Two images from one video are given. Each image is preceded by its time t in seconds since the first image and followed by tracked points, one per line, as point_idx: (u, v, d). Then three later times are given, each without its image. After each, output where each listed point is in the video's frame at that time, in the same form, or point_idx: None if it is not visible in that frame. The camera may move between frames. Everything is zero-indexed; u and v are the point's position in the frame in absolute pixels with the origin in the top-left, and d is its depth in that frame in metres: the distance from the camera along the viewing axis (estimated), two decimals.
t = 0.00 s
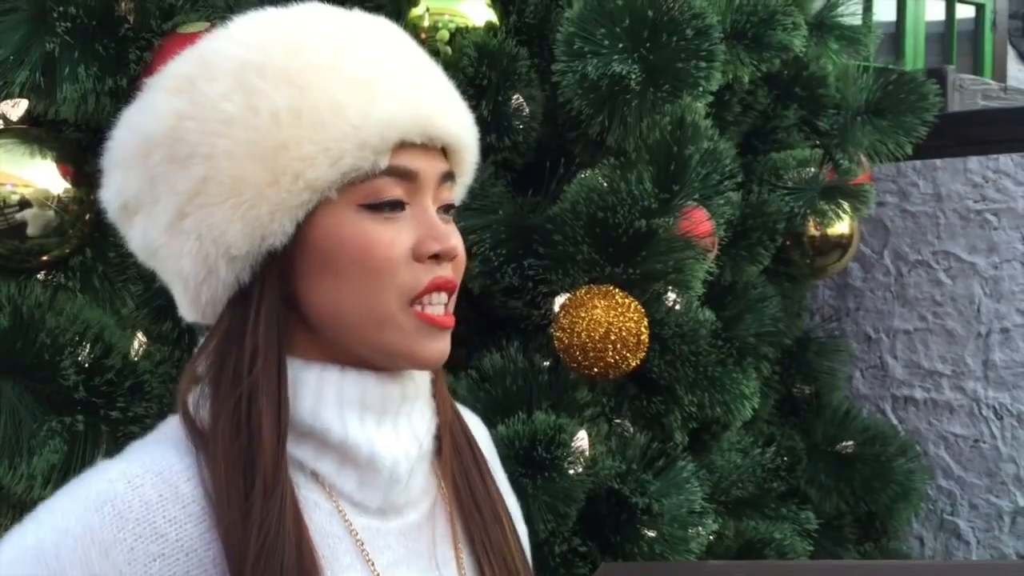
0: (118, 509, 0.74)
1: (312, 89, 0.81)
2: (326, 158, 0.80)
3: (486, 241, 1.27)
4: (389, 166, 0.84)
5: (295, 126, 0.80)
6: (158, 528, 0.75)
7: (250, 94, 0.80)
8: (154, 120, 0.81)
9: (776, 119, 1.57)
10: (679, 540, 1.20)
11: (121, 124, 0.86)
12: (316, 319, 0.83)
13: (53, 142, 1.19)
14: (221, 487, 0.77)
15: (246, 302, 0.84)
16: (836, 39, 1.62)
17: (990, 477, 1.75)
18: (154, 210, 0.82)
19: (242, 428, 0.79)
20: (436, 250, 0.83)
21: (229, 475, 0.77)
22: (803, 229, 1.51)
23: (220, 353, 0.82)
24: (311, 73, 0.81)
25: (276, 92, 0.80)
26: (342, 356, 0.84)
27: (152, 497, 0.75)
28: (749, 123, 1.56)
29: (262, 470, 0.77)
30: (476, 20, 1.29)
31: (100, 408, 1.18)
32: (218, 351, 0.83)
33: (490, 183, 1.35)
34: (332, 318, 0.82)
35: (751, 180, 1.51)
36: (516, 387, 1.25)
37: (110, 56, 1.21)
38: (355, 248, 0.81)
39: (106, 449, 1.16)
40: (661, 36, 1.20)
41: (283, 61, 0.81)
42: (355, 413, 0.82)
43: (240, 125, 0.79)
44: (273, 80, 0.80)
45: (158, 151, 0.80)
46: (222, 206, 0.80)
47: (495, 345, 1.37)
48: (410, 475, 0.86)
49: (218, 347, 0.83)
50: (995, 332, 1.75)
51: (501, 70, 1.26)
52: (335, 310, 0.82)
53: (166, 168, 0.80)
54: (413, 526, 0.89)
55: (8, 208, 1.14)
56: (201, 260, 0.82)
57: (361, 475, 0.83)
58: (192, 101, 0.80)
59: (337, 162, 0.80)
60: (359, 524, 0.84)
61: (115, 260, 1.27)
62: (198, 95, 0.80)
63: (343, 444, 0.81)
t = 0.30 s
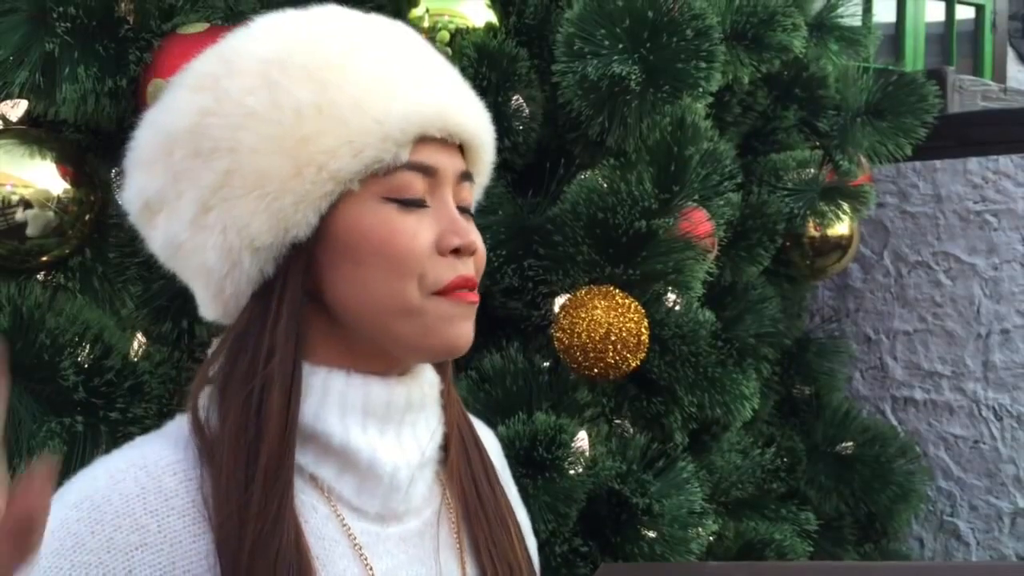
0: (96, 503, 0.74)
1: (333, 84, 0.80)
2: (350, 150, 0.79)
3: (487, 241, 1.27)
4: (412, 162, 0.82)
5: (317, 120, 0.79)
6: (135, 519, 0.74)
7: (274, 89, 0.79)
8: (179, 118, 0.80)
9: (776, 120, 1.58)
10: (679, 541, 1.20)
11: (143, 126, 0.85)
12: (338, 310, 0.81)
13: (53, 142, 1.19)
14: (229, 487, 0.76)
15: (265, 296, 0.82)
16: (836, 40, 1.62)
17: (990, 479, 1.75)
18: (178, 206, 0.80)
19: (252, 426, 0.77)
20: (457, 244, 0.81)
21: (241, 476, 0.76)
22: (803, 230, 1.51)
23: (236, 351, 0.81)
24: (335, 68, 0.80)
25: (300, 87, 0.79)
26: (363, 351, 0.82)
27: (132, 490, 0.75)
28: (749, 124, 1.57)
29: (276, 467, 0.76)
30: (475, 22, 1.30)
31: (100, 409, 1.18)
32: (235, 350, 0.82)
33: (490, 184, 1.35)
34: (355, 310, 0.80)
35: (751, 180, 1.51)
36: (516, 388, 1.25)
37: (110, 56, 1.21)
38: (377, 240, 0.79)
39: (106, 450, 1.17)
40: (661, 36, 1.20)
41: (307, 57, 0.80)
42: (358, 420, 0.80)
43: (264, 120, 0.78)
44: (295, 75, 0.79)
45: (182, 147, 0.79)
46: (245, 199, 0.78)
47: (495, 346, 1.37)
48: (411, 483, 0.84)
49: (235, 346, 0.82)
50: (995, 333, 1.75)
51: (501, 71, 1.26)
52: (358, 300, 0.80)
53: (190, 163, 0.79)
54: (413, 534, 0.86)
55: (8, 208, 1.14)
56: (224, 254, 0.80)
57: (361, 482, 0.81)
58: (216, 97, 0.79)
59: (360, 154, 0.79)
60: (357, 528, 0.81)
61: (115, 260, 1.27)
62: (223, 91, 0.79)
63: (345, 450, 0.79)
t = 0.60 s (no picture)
0: (114, 498, 0.67)
1: (365, 69, 0.80)
2: (398, 125, 0.79)
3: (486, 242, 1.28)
4: (447, 143, 0.84)
5: (359, 99, 0.79)
6: (156, 517, 0.66)
7: (311, 76, 0.78)
8: (217, 116, 0.77)
9: (776, 121, 1.59)
10: (679, 541, 1.20)
11: (165, 145, 0.80)
12: (395, 293, 0.79)
13: (53, 144, 1.19)
14: (291, 489, 0.70)
15: (311, 292, 0.78)
16: (836, 40, 1.61)
17: (990, 479, 1.75)
18: (226, 203, 0.75)
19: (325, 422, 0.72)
20: (496, 211, 0.83)
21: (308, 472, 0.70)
22: (803, 231, 1.52)
23: (286, 349, 0.75)
24: (360, 56, 0.81)
25: (335, 73, 0.79)
26: (418, 336, 0.80)
27: (153, 487, 0.68)
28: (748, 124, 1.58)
29: (349, 455, 0.71)
30: (476, 23, 1.28)
31: (99, 410, 1.18)
32: (281, 345, 0.76)
33: (491, 184, 1.35)
34: (412, 289, 0.79)
35: (751, 181, 1.51)
36: (516, 388, 1.25)
37: (110, 57, 1.21)
38: (432, 215, 0.79)
39: (106, 452, 1.17)
40: (661, 36, 1.19)
41: (332, 49, 0.81)
42: (388, 422, 0.77)
43: (311, 104, 0.77)
44: (328, 64, 0.79)
45: (228, 142, 0.75)
46: (305, 178, 0.76)
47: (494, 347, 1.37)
48: (437, 489, 0.81)
49: (286, 344, 0.76)
50: (995, 334, 1.75)
51: (500, 71, 1.26)
52: (417, 277, 0.79)
53: (239, 156, 0.75)
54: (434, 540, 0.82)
55: (8, 208, 1.14)
56: (285, 237, 0.75)
57: (388, 487, 0.77)
58: (256, 92, 0.77)
59: (407, 127, 0.80)
60: (381, 535, 0.78)
61: (115, 262, 1.28)
62: (259, 85, 0.78)
63: (375, 456, 0.76)
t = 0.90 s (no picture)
0: (129, 496, 0.67)
1: (395, 68, 0.81)
2: (423, 124, 0.79)
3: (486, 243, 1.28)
4: (469, 144, 0.83)
5: (386, 98, 0.79)
6: (171, 513, 0.67)
7: (342, 71, 0.79)
8: (247, 106, 0.78)
9: (776, 121, 1.59)
10: (679, 541, 1.20)
11: (196, 133, 0.81)
12: (413, 289, 0.79)
13: (53, 145, 1.19)
14: (303, 477, 0.70)
15: (327, 283, 0.78)
16: (836, 41, 1.62)
17: (990, 480, 1.74)
18: (250, 191, 0.76)
19: (339, 413, 0.72)
20: (516, 215, 0.83)
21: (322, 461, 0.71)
22: (803, 232, 1.52)
23: (305, 339, 0.76)
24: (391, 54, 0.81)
25: (365, 70, 0.79)
26: (434, 334, 0.80)
27: (168, 484, 0.68)
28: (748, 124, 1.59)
29: (364, 445, 0.71)
30: (475, 23, 1.29)
31: (100, 410, 1.18)
32: (298, 337, 0.76)
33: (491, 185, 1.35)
34: (429, 285, 0.79)
35: (751, 182, 1.51)
36: (516, 389, 1.25)
37: (110, 57, 1.21)
38: (449, 212, 0.79)
39: (106, 452, 1.17)
40: (661, 37, 1.19)
41: (365, 46, 0.81)
42: (400, 419, 0.77)
43: (340, 99, 0.77)
44: (359, 61, 0.80)
45: (257, 132, 0.76)
46: (328, 171, 0.76)
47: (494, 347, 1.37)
48: (448, 488, 0.81)
49: (303, 334, 0.76)
50: (996, 334, 1.75)
51: (500, 72, 1.26)
52: (435, 273, 0.79)
53: (266, 146, 0.76)
54: (444, 539, 0.82)
55: (8, 209, 1.14)
56: (305, 228, 0.76)
57: (399, 484, 0.77)
58: (287, 86, 0.78)
59: (432, 127, 0.80)
60: (391, 532, 0.78)
61: (115, 262, 1.28)
62: (290, 77, 0.78)
63: (385, 452, 0.76)
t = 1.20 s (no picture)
0: (138, 483, 0.67)
1: (412, 73, 0.81)
2: (434, 127, 0.79)
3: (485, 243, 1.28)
4: (480, 150, 0.84)
5: (399, 102, 0.79)
6: (180, 502, 0.67)
7: (359, 75, 0.79)
8: (265, 106, 0.78)
9: (776, 122, 1.59)
10: (679, 542, 1.20)
11: (217, 133, 0.82)
12: (421, 290, 0.79)
13: (52, 145, 1.19)
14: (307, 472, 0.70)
15: (333, 279, 0.78)
16: (835, 41, 1.61)
17: (990, 480, 1.74)
18: (262, 187, 0.76)
19: (344, 411, 0.72)
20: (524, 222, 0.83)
21: (327, 457, 0.70)
22: (803, 232, 1.52)
23: (313, 335, 0.76)
24: (408, 62, 0.82)
25: (382, 75, 0.80)
26: (439, 337, 0.79)
27: (177, 473, 0.68)
28: (748, 125, 1.59)
29: (367, 442, 0.71)
30: (476, 24, 1.29)
31: (100, 411, 1.18)
32: (306, 334, 0.76)
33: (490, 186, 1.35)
34: (437, 286, 0.79)
35: (751, 183, 1.51)
36: (515, 390, 1.25)
37: (110, 57, 1.21)
38: (458, 214, 0.79)
39: (106, 453, 1.17)
40: (661, 38, 1.19)
41: (385, 53, 0.82)
42: (405, 418, 0.77)
43: (354, 99, 0.78)
44: (376, 65, 0.80)
45: (273, 130, 0.77)
46: (339, 168, 0.76)
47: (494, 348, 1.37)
48: (450, 489, 0.81)
49: (313, 329, 0.76)
50: (995, 334, 1.75)
51: (500, 73, 1.26)
52: (444, 274, 0.78)
53: (280, 143, 0.76)
54: (444, 541, 0.82)
55: (7, 209, 1.14)
56: (313, 223, 0.76)
57: (402, 484, 0.77)
58: (304, 87, 0.79)
59: (442, 130, 0.80)
60: (393, 533, 0.78)
61: (115, 262, 1.28)
62: (309, 79, 0.79)
63: (390, 452, 0.76)
